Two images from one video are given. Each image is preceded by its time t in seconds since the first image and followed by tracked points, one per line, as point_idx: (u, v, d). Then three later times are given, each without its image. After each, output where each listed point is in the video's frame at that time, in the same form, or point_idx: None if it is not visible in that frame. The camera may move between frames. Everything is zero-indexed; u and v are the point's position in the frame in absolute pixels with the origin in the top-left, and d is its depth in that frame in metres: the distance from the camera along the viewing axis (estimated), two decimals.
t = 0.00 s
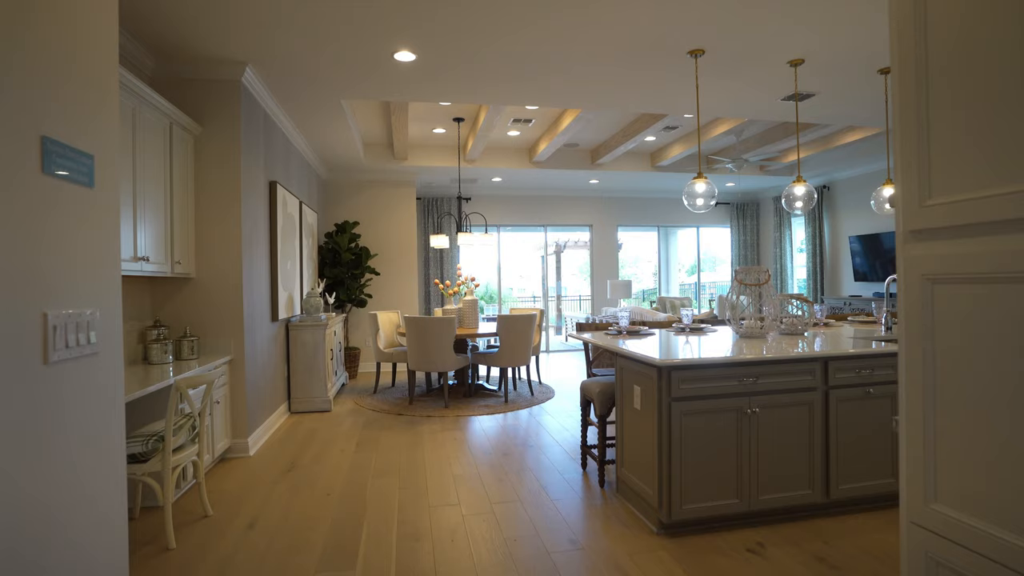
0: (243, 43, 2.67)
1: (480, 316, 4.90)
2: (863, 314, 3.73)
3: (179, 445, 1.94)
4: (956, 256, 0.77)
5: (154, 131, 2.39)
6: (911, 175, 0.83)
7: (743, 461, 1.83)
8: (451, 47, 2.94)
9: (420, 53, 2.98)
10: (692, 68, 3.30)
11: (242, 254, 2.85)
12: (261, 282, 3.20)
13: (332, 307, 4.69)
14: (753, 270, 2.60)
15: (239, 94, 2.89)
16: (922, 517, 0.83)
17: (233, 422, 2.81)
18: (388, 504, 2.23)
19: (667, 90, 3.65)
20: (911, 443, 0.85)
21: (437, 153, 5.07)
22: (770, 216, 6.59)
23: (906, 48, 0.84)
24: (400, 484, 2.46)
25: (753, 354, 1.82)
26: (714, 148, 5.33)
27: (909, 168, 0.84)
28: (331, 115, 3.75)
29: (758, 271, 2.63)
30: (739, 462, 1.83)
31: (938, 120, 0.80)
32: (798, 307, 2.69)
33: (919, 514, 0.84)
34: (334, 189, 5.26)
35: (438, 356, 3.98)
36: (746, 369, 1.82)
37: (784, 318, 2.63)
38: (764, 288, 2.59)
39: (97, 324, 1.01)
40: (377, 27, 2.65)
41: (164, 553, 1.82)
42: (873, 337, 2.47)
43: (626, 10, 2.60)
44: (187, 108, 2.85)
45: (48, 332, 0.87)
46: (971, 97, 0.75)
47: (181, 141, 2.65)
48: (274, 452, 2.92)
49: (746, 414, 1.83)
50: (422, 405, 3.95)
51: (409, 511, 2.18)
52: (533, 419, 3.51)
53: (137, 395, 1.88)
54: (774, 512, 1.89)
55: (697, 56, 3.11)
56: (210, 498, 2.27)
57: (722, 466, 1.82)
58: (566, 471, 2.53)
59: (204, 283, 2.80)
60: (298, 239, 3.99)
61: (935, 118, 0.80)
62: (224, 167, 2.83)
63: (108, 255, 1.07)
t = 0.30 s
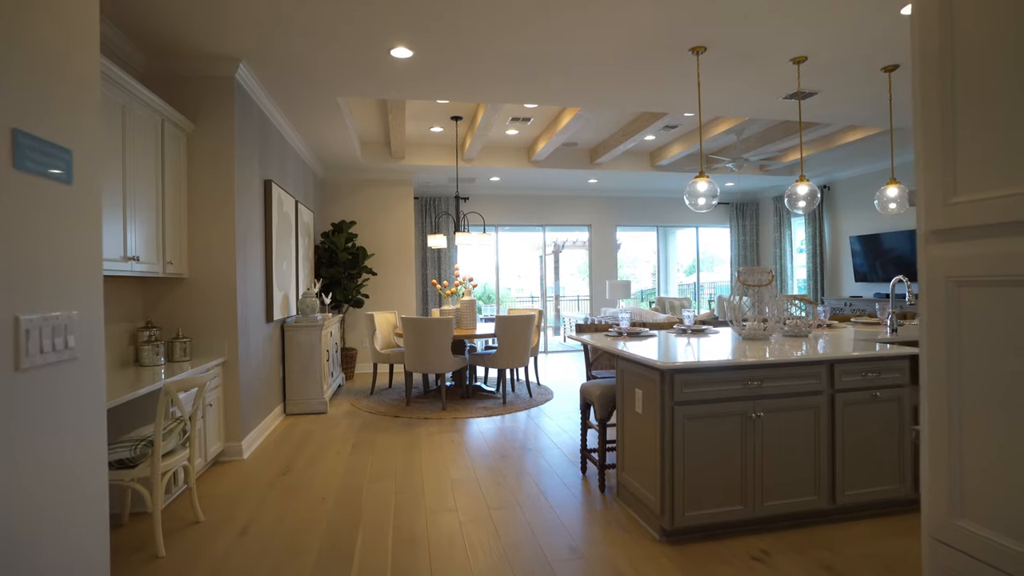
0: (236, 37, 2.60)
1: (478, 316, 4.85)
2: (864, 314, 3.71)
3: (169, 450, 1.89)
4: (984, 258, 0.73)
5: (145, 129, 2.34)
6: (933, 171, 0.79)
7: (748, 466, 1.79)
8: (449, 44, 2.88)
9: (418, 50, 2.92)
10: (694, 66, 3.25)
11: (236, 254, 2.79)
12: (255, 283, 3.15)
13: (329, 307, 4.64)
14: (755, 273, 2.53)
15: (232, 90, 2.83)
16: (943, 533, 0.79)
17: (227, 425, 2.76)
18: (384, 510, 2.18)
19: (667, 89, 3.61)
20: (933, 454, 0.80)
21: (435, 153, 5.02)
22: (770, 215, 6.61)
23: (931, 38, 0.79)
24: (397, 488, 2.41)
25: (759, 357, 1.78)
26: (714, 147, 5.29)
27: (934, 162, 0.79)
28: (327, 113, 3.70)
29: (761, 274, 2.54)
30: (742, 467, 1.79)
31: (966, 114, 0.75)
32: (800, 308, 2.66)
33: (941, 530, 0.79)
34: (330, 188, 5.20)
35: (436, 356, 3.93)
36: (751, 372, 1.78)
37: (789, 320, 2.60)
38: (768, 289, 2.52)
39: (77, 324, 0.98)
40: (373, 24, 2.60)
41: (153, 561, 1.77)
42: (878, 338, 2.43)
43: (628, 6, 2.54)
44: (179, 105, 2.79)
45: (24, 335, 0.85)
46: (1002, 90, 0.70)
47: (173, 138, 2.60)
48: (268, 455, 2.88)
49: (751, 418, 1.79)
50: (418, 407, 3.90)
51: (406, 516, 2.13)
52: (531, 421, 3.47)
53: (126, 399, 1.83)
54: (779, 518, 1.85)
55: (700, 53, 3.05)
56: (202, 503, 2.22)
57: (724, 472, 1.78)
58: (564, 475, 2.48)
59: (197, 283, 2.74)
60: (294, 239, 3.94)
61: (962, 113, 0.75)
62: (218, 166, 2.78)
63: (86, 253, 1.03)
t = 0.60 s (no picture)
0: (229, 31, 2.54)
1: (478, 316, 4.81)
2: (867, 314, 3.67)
3: (162, 453, 1.83)
4: None
5: (137, 124, 2.28)
6: (969, 161, 0.74)
7: (756, 469, 1.74)
8: (449, 40, 2.83)
9: (417, 45, 2.86)
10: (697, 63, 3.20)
11: (231, 253, 2.74)
12: (252, 281, 3.10)
13: (326, 307, 4.60)
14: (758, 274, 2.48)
15: (227, 86, 2.77)
16: (980, 547, 0.74)
17: (222, 427, 2.71)
18: (383, 514, 2.13)
19: (670, 86, 3.56)
20: (970, 462, 0.75)
21: (434, 151, 4.97)
22: (770, 214, 6.60)
23: (967, 18, 0.74)
24: (396, 491, 2.36)
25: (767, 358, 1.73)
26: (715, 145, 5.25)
27: (970, 152, 0.74)
28: (324, 110, 3.64)
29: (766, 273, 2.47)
30: (750, 471, 1.74)
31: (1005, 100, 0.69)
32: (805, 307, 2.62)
33: (976, 543, 0.75)
34: (328, 186, 5.14)
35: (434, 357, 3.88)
36: (759, 373, 1.74)
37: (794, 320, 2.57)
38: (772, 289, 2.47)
39: (53, 322, 0.92)
40: (371, 17, 2.53)
41: (144, 568, 1.71)
42: (885, 338, 2.39)
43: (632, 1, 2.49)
44: (172, 101, 2.73)
45: None
46: None
47: (166, 133, 2.54)
48: (264, 457, 2.82)
49: (760, 420, 1.74)
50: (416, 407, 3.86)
51: (405, 520, 2.08)
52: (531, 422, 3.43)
53: (118, 400, 1.77)
54: (787, 522, 1.81)
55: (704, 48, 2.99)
56: (195, 507, 2.17)
57: (732, 475, 1.73)
58: (566, 478, 2.44)
59: (192, 283, 2.69)
60: (291, 238, 3.89)
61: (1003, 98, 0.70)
62: (213, 163, 2.72)
63: (67, 251, 0.97)
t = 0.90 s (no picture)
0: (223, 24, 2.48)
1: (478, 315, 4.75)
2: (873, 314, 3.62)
3: (153, 457, 1.77)
4: None
5: (129, 120, 2.22)
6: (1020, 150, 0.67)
7: (767, 474, 1.69)
8: (448, 35, 2.76)
9: (416, 40, 2.79)
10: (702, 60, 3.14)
11: (226, 251, 2.68)
12: (248, 280, 3.04)
13: (324, 306, 4.54)
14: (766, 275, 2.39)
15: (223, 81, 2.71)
16: None
17: (217, 429, 2.65)
18: (381, 518, 2.07)
19: (674, 84, 3.50)
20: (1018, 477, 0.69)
21: (433, 149, 4.91)
22: (772, 213, 6.55)
23: None
24: (395, 494, 2.31)
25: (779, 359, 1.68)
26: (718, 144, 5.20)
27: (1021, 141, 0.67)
28: (322, 107, 3.58)
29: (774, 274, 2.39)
30: (761, 476, 1.69)
31: None
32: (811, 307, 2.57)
33: None
34: (326, 184, 5.09)
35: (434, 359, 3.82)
36: (771, 375, 1.68)
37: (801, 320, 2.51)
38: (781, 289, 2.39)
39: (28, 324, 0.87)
40: (369, 10, 2.46)
41: None
42: (895, 339, 2.34)
43: None
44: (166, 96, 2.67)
45: None
46: None
47: (160, 128, 2.48)
48: (260, 459, 2.77)
49: (772, 423, 1.69)
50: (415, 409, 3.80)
51: (404, 524, 2.03)
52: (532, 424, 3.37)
53: (109, 401, 1.72)
54: (799, 529, 1.75)
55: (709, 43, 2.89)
56: (188, 512, 2.11)
57: (742, 480, 1.68)
58: (569, 481, 2.38)
59: (186, 282, 2.63)
60: (288, 236, 3.83)
61: None
62: (208, 160, 2.66)
63: (40, 246, 0.91)
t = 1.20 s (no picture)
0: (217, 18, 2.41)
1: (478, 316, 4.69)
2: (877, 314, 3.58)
3: (144, 464, 1.72)
4: None
5: (121, 117, 2.15)
6: None
7: (780, 480, 1.64)
8: (449, 31, 2.69)
9: (416, 35, 2.71)
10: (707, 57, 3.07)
11: (220, 252, 2.61)
12: (244, 280, 2.97)
13: (322, 306, 4.48)
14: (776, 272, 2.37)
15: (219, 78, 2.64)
16: None
17: (212, 433, 2.59)
18: (381, 525, 2.01)
19: (677, 82, 3.43)
20: None
21: (432, 147, 4.85)
22: (772, 213, 6.52)
23: None
24: (395, 500, 2.25)
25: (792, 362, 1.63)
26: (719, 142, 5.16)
27: None
28: (320, 104, 3.52)
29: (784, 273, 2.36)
30: (774, 482, 1.64)
31: None
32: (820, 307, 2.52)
33: None
34: (324, 183, 5.03)
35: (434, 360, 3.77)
36: (785, 378, 1.63)
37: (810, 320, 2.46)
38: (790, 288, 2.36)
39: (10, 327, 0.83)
40: (368, 4, 2.38)
41: None
42: (906, 340, 2.29)
43: None
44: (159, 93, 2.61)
45: None
46: None
47: (152, 124, 2.41)
48: (256, 463, 2.71)
49: (785, 428, 1.64)
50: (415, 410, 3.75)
51: (404, 531, 1.97)
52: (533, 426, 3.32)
53: (102, 405, 1.67)
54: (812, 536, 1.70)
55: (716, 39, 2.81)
56: (182, 519, 2.04)
57: (755, 487, 1.62)
58: (573, 485, 2.33)
59: (179, 284, 2.56)
60: (285, 236, 3.76)
61: None
62: (203, 159, 2.60)
63: (26, 240, 0.88)
